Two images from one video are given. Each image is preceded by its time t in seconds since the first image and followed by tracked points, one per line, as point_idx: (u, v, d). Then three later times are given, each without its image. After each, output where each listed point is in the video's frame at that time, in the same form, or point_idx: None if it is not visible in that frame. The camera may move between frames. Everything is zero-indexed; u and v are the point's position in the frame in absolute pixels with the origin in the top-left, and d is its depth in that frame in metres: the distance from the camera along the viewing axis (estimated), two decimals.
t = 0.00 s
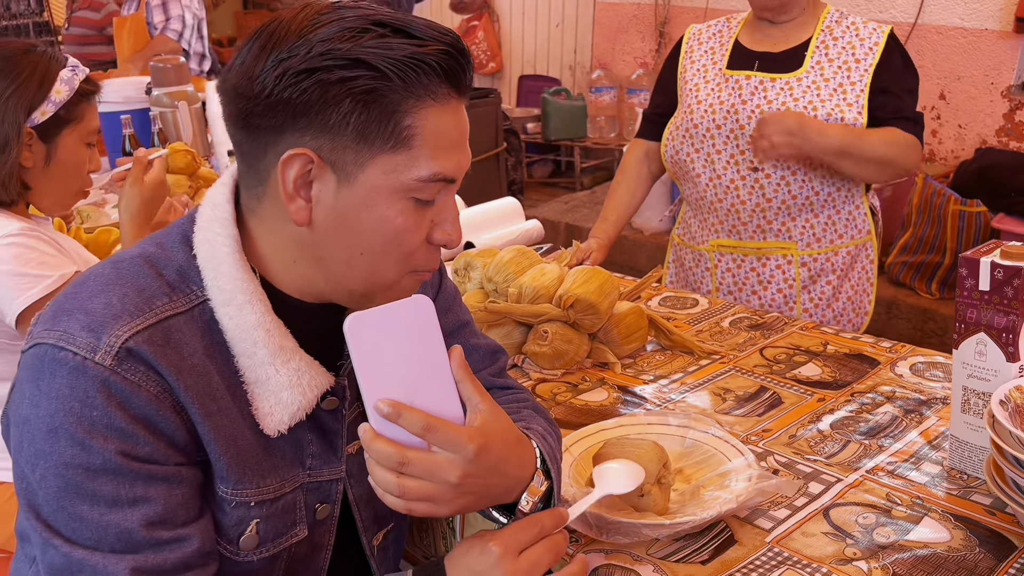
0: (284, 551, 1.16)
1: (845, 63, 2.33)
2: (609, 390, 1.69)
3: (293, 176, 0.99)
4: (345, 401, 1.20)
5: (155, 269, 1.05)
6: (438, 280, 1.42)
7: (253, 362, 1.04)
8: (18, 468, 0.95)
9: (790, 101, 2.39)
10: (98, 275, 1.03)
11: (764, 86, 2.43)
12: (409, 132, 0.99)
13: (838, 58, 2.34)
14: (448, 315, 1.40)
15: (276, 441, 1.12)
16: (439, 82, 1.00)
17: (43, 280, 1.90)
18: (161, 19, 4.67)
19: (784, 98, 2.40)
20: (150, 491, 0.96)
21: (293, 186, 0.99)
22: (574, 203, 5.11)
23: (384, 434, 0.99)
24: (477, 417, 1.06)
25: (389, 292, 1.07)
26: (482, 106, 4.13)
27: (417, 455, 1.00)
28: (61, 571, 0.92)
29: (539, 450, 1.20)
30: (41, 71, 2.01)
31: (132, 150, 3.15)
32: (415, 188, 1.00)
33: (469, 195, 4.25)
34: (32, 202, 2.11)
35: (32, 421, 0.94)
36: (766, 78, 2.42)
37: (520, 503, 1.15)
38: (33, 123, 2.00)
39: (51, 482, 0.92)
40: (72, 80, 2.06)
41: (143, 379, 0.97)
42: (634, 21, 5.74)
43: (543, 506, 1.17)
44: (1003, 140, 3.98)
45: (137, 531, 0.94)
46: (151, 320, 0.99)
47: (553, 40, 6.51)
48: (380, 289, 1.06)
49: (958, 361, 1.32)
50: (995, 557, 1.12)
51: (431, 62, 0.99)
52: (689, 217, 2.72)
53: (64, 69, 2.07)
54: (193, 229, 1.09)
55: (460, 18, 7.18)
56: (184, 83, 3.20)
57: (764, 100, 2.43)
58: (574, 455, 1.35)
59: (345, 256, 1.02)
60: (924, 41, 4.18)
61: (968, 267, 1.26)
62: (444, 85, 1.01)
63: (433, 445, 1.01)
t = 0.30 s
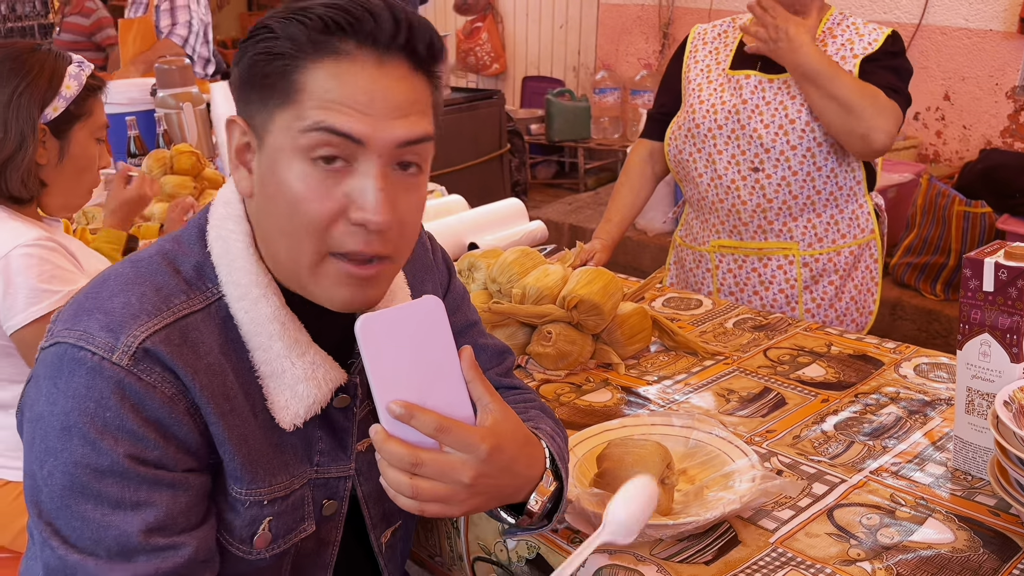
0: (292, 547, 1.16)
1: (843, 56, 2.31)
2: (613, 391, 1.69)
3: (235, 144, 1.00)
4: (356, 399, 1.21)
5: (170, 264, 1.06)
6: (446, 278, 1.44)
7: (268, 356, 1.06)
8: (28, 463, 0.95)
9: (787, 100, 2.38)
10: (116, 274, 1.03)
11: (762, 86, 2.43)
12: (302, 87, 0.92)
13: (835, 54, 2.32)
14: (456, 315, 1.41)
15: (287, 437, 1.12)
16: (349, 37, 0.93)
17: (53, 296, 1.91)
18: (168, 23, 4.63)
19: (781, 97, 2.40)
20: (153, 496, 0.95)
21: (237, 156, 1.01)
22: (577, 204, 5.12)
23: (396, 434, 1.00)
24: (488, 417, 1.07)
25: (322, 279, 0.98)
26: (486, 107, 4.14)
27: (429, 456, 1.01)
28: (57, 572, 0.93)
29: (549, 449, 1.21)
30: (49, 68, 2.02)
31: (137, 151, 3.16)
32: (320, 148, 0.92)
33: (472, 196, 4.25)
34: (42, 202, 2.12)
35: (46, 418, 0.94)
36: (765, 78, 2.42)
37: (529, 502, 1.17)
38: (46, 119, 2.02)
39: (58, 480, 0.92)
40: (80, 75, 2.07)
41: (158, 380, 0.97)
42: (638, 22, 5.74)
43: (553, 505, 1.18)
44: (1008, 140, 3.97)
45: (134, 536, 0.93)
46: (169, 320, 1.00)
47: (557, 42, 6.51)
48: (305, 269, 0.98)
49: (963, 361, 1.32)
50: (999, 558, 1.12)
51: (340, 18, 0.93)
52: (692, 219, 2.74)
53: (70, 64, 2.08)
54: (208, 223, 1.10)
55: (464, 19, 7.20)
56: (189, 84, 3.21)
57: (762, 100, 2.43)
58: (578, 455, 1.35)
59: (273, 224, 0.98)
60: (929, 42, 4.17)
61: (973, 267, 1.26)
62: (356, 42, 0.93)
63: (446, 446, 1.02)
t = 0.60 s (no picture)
0: (281, 557, 1.16)
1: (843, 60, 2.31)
2: (615, 393, 1.69)
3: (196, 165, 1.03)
4: (345, 408, 1.21)
5: (159, 276, 1.07)
6: (445, 282, 1.44)
7: (251, 365, 1.07)
8: None
9: (787, 104, 2.38)
10: (105, 286, 1.05)
11: (762, 90, 2.42)
12: (237, 103, 0.94)
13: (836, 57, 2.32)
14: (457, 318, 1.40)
15: (272, 448, 1.12)
16: (272, 47, 0.93)
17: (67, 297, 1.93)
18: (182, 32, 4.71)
19: (781, 101, 2.39)
20: (98, 525, 0.94)
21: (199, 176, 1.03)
22: (580, 206, 5.12)
23: (414, 438, 1.00)
24: (504, 417, 1.07)
25: (291, 293, 0.98)
26: (488, 108, 4.14)
27: (448, 457, 1.01)
28: None
29: (560, 449, 1.21)
30: (59, 68, 2.05)
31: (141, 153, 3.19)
32: (261, 163, 0.94)
33: (474, 198, 4.26)
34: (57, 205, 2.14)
35: (17, 428, 0.96)
36: (765, 81, 2.42)
37: (541, 502, 1.17)
38: (60, 118, 2.04)
39: (11, 495, 0.94)
40: (88, 74, 2.11)
41: (129, 400, 0.97)
42: (641, 24, 5.74)
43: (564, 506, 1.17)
44: (1012, 142, 3.97)
45: (69, 563, 0.93)
46: (148, 335, 1.01)
47: (560, 43, 6.52)
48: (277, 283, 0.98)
49: (963, 364, 1.32)
50: (1001, 561, 1.11)
51: (259, 29, 0.94)
52: (693, 222, 2.74)
53: (77, 63, 2.12)
54: (192, 235, 1.12)
55: (467, 21, 7.21)
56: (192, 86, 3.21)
57: (762, 103, 2.43)
58: (580, 456, 1.36)
59: (237, 243, 0.99)
60: (932, 43, 4.17)
61: (974, 270, 1.26)
62: (278, 49, 0.93)
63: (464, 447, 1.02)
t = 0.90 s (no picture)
0: (283, 561, 1.16)
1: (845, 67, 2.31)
2: (617, 395, 1.70)
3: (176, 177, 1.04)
4: (345, 411, 1.21)
5: (154, 278, 1.09)
6: (447, 284, 1.45)
7: (247, 370, 1.08)
8: None
9: (789, 107, 2.38)
10: (103, 294, 1.06)
11: (763, 93, 2.43)
12: (210, 113, 0.94)
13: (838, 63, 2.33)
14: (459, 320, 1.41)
15: (272, 452, 1.13)
16: (237, 53, 0.93)
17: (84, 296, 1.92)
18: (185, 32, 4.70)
19: (783, 105, 2.40)
20: (104, 534, 0.94)
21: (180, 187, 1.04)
22: (584, 207, 5.12)
23: (418, 446, 1.01)
24: (507, 423, 1.08)
25: (280, 303, 0.99)
26: (491, 110, 4.15)
27: (453, 465, 1.02)
28: None
29: (563, 452, 1.22)
30: (71, 70, 2.08)
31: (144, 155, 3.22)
32: (238, 171, 0.94)
33: (477, 200, 4.26)
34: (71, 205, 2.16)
35: (19, 439, 0.96)
36: (766, 85, 2.42)
37: (547, 505, 1.17)
38: (75, 119, 2.06)
39: (15, 506, 0.93)
40: (99, 75, 2.13)
41: (132, 407, 0.98)
42: (644, 25, 5.74)
43: (569, 509, 1.17)
44: (1015, 144, 3.97)
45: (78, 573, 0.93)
46: (147, 340, 1.01)
47: (562, 45, 6.53)
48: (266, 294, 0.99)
49: (966, 366, 1.32)
50: (1003, 563, 1.12)
51: (221, 35, 0.94)
52: (693, 225, 2.74)
53: (87, 66, 2.13)
54: (184, 243, 1.12)
55: (471, 22, 7.21)
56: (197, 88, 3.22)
57: (763, 107, 2.43)
58: (583, 457, 1.36)
59: (220, 252, 0.99)
60: (934, 45, 4.17)
61: (977, 272, 1.27)
62: (243, 54, 0.93)
63: (469, 454, 1.03)
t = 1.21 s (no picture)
0: (299, 562, 1.17)
1: (852, 71, 2.32)
2: (622, 395, 1.70)
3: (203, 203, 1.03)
4: (363, 413, 1.22)
5: (177, 281, 1.09)
6: (455, 284, 1.45)
7: (270, 374, 1.08)
8: (19, 481, 0.96)
9: (792, 110, 2.39)
10: (127, 294, 1.06)
11: (767, 95, 2.43)
12: (252, 146, 0.93)
13: (844, 67, 2.33)
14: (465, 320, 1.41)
15: (293, 455, 1.13)
16: (277, 82, 0.92)
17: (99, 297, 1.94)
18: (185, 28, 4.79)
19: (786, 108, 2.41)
20: (130, 532, 0.94)
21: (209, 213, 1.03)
22: (586, 208, 5.13)
23: (429, 456, 1.01)
24: (518, 431, 1.08)
25: (327, 317, 0.99)
26: (493, 111, 4.15)
27: (465, 476, 1.02)
28: None
29: (574, 459, 1.20)
30: (86, 69, 2.07)
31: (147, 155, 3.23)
32: (285, 200, 0.93)
33: (480, 201, 4.27)
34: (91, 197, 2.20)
35: (43, 436, 0.96)
36: (770, 87, 2.42)
37: (558, 512, 1.15)
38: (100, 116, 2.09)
39: (41, 504, 0.93)
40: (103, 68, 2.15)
41: (159, 407, 0.98)
42: (646, 27, 5.74)
43: (580, 515, 1.16)
44: (1018, 145, 3.96)
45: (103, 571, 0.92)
46: (174, 341, 1.02)
47: (565, 45, 6.53)
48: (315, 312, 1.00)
49: (971, 366, 1.33)
50: (1008, 562, 1.12)
51: (258, 66, 0.92)
52: (695, 226, 2.75)
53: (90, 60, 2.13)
54: (205, 246, 1.12)
55: (472, 24, 7.22)
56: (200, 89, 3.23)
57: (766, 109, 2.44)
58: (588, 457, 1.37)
59: (260, 273, 1.00)
60: (937, 46, 4.17)
61: (981, 272, 1.27)
62: (284, 85, 0.92)
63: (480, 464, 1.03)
